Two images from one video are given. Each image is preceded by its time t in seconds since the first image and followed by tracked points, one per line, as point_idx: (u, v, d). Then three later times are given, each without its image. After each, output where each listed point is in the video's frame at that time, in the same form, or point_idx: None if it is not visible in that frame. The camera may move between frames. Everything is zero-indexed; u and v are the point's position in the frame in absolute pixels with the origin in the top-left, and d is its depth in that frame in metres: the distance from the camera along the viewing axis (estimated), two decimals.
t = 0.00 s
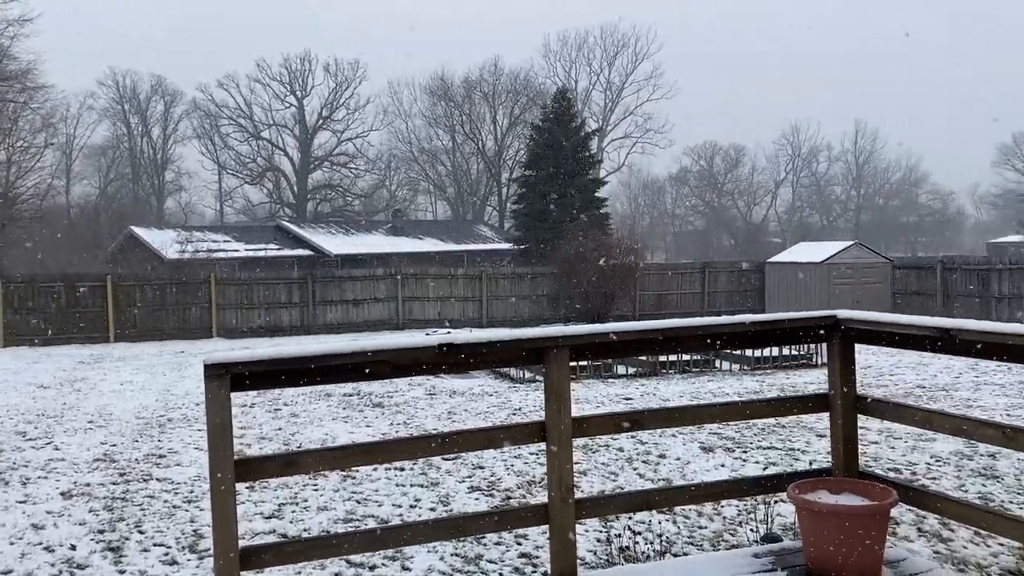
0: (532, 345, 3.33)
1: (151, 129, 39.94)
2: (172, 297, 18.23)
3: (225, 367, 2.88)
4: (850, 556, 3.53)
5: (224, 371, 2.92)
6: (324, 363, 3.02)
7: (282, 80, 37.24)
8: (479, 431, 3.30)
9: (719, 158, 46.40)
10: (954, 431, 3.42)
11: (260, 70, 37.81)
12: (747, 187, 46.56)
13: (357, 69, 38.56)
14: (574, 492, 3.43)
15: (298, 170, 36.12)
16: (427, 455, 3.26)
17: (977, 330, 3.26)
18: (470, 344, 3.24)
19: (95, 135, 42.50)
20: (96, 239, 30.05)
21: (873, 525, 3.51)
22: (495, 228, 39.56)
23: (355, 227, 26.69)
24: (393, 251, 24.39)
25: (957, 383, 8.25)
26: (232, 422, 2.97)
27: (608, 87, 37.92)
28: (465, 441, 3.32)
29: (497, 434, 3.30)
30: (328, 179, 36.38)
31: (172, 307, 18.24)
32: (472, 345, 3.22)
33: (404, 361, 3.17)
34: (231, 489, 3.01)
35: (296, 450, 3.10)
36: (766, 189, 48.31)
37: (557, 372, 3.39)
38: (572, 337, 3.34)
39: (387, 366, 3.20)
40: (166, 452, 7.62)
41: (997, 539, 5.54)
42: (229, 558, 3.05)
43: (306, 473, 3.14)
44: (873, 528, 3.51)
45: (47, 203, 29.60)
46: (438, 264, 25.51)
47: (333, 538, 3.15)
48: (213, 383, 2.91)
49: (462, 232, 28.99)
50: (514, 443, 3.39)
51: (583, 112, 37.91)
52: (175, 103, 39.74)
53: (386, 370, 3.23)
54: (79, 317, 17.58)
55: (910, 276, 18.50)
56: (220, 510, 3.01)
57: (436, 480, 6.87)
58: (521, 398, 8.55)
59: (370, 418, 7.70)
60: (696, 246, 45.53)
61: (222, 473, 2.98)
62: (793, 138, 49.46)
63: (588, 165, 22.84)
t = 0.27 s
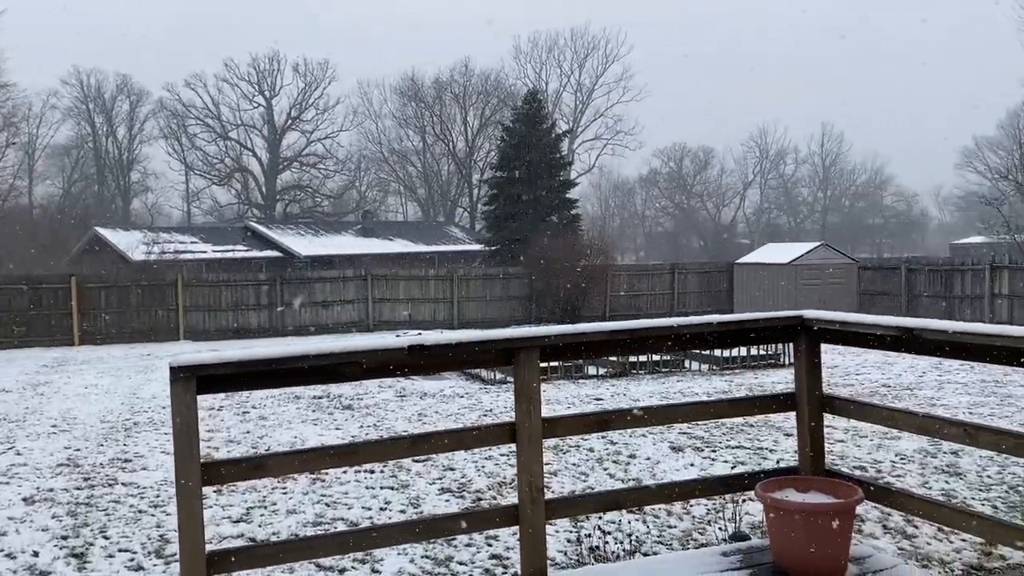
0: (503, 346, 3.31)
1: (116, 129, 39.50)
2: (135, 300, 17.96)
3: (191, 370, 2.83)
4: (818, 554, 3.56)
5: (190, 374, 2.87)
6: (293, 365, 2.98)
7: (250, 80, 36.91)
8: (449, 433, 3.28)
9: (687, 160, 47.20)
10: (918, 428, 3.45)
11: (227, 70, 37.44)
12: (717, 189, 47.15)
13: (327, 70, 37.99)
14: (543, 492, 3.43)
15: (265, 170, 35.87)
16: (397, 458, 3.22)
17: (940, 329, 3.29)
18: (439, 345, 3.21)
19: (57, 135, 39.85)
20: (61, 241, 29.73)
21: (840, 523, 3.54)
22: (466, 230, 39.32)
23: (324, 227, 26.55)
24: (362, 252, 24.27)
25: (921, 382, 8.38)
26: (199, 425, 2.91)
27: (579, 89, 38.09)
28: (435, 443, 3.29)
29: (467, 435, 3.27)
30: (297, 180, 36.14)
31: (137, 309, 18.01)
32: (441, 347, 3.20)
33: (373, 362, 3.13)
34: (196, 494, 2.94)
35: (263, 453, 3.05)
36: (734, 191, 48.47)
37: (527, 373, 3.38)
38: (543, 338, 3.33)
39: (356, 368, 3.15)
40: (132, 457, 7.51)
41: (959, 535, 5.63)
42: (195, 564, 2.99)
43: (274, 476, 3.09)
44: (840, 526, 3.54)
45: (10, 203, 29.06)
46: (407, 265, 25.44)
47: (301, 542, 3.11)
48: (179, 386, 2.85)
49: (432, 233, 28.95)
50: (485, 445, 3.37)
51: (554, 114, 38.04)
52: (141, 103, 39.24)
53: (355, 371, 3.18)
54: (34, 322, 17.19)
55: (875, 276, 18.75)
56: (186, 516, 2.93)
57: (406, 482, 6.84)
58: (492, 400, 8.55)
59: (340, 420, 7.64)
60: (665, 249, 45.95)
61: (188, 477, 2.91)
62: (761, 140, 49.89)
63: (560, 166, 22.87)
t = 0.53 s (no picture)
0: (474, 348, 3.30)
1: (82, 129, 38.91)
2: (102, 301, 17.68)
3: (158, 372, 2.79)
4: (785, 551, 3.60)
5: (157, 377, 2.83)
6: (262, 366, 2.95)
7: (219, 79, 36.54)
8: (419, 434, 3.26)
9: (658, 162, 47.20)
10: (883, 427, 3.49)
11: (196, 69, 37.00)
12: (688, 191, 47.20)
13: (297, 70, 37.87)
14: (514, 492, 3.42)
15: (235, 171, 35.44)
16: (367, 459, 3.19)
17: (905, 330, 3.31)
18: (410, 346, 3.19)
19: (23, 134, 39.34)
20: (26, 242, 29.28)
21: (805, 520, 3.59)
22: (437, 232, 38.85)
23: (293, 228, 26.40)
24: (332, 253, 24.13)
25: (887, 381, 8.50)
26: (166, 427, 2.87)
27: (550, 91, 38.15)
28: (405, 444, 3.27)
29: (438, 436, 3.26)
30: (267, 180, 35.85)
31: (103, 311, 17.74)
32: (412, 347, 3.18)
33: (342, 364, 3.11)
34: (164, 497, 2.90)
35: (232, 455, 3.02)
36: (704, 193, 48.69)
37: (498, 374, 3.38)
38: (514, 339, 3.33)
39: (325, 370, 3.13)
40: (98, 461, 7.39)
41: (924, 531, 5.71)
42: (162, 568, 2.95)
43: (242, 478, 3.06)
44: (805, 523, 3.59)
45: None
46: (378, 266, 25.36)
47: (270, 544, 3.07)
48: (145, 388, 2.81)
49: (403, 234, 28.86)
50: (455, 446, 3.35)
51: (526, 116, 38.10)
52: (107, 102, 38.72)
53: (325, 374, 3.15)
54: None
55: (842, 277, 18.98)
56: (153, 521, 2.89)
57: (378, 485, 6.80)
58: (464, 401, 8.54)
59: (310, 423, 7.59)
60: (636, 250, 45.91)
61: (154, 480, 2.87)
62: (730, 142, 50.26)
63: (532, 168, 22.92)
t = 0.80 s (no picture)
0: (446, 349, 3.28)
1: (48, 129, 38.32)
2: (69, 303, 17.44)
3: (124, 375, 2.72)
4: (754, 550, 3.61)
5: (123, 380, 2.76)
6: (232, 368, 2.90)
7: (189, 79, 36.17)
8: (390, 436, 3.22)
9: (631, 164, 46.98)
10: (849, 427, 3.51)
11: (165, 69, 36.60)
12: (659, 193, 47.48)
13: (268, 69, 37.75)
14: (486, 493, 3.39)
15: (204, 171, 35.23)
16: (338, 462, 3.15)
17: (868, 330, 3.33)
18: (381, 348, 3.16)
19: None
20: None
21: (773, 519, 3.61)
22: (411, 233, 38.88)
23: (264, 229, 26.23)
24: (303, 255, 23.94)
25: (855, 381, 8.60)
26: (133, 432, 2.80)
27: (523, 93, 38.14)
28: (376, 447, 3.23)
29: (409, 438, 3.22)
30: (237, 181, 35.51)
31: (68, 313, 17.47)
32: (383, 349, 3.14)
33: (313, 366, 3.07)
34: (129, 501, 2.82)
35: (199, 458, 2.95)
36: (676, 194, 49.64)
37: (470, 375, 3.35)
38: (485, 341, 3.31)
39: (296, 372, 3.08)
40: (64, 466, 7.28)
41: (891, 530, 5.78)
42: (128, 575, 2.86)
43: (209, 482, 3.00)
44: (774, 522, 3.61)
45: None
46: (349, 267, 25.20)
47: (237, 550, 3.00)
48: (111, 391, 2.74)
49: (375, 235, 28.71)
50: (426, 448, 3.32)
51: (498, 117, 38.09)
52: (74, 102, 38.20)
53: (295, 376, 3.11)
54: None
55: (811, 279, 19.18)
56: (119, 527, 2.81)
57: (349, 487, 6.76)
58: (436, 403, 8.52)
59: (281, 426, 7.53)
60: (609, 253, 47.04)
61: (120, 485, 2.79)
62: (701, 145, 50.67)
63: (505, 169, 22.92)
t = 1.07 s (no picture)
0: (417, 353, 3.26)
1: (15, 128, 37.75)
2: (37, 305, 17.12)
3: (92, 378, 2.66)
4: (724, 551, 3.64)
5: (91, 384, 2.69)
6: (201, 372, 2.85)
7: (159, 79, 35.82)
8: (360, 441, 3.19)
9: (605, 167, 47.56)
10: (817, 427, 3.53)
11: (135, 69, 36.24)
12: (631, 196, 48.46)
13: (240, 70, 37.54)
14: (456, 496, 3.38)
15: (175, 171, 34.82)
16: (309, 466, 3.11)
17: (836, 332, 3.36)
18: (352, 351, 3.13)
19: None
20: None
21: (743, 521, 3.64)
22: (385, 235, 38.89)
23: (235, 231, 26.08)
24: (276, 257, 23.81)
25: (824, 382, 8.69)
26: (100, 436, 2.74)
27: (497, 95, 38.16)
28: (346, 451, 3.20)
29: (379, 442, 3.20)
30: (209, 182, 35.23)
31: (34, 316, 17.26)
32: (354, 352, 3.11)
33: (283, 369, 3.03)
34: (95, 507, 2.75)
35: (168, 463, 2.91)
36: (649, 197, 50.06)
37: (440, 378, 3.34)
38: (457, 343, 3.30)
39: (266, 376, 3.05)
40: (30, 471, 7.17)
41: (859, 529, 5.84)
42: None
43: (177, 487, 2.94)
44: (743, 524, 3.64)
45: None
46: (321, 269, 25.10)
47: (205, 554, 2.96)
48: (77, 396, 2.67)
49: (347, 237, 28.61)
50: (397, 451, 3.30)
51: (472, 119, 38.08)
52: (41, 101, 37.69)
53: (265, 380, 3.07)
54: None
55: (782, 281, 19.36)
56: (84, 535, 2.75)
57: (321, 491, 6.72)
58: (410, 406, 8.50)
59: (252, 430, 7.47)
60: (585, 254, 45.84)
61: (86, 493, 2.73)
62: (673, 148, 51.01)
63: (479, 171, 22.96)
